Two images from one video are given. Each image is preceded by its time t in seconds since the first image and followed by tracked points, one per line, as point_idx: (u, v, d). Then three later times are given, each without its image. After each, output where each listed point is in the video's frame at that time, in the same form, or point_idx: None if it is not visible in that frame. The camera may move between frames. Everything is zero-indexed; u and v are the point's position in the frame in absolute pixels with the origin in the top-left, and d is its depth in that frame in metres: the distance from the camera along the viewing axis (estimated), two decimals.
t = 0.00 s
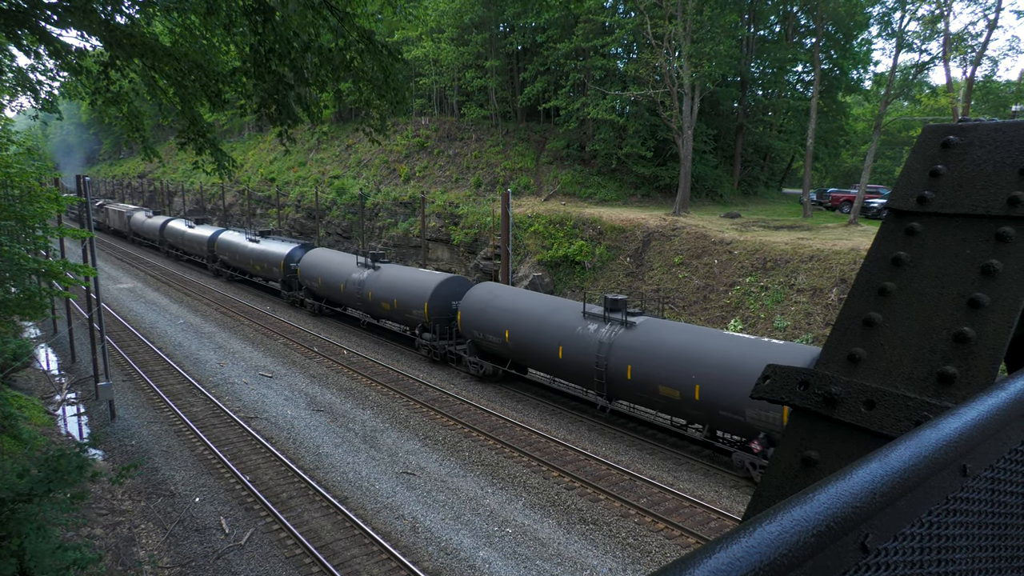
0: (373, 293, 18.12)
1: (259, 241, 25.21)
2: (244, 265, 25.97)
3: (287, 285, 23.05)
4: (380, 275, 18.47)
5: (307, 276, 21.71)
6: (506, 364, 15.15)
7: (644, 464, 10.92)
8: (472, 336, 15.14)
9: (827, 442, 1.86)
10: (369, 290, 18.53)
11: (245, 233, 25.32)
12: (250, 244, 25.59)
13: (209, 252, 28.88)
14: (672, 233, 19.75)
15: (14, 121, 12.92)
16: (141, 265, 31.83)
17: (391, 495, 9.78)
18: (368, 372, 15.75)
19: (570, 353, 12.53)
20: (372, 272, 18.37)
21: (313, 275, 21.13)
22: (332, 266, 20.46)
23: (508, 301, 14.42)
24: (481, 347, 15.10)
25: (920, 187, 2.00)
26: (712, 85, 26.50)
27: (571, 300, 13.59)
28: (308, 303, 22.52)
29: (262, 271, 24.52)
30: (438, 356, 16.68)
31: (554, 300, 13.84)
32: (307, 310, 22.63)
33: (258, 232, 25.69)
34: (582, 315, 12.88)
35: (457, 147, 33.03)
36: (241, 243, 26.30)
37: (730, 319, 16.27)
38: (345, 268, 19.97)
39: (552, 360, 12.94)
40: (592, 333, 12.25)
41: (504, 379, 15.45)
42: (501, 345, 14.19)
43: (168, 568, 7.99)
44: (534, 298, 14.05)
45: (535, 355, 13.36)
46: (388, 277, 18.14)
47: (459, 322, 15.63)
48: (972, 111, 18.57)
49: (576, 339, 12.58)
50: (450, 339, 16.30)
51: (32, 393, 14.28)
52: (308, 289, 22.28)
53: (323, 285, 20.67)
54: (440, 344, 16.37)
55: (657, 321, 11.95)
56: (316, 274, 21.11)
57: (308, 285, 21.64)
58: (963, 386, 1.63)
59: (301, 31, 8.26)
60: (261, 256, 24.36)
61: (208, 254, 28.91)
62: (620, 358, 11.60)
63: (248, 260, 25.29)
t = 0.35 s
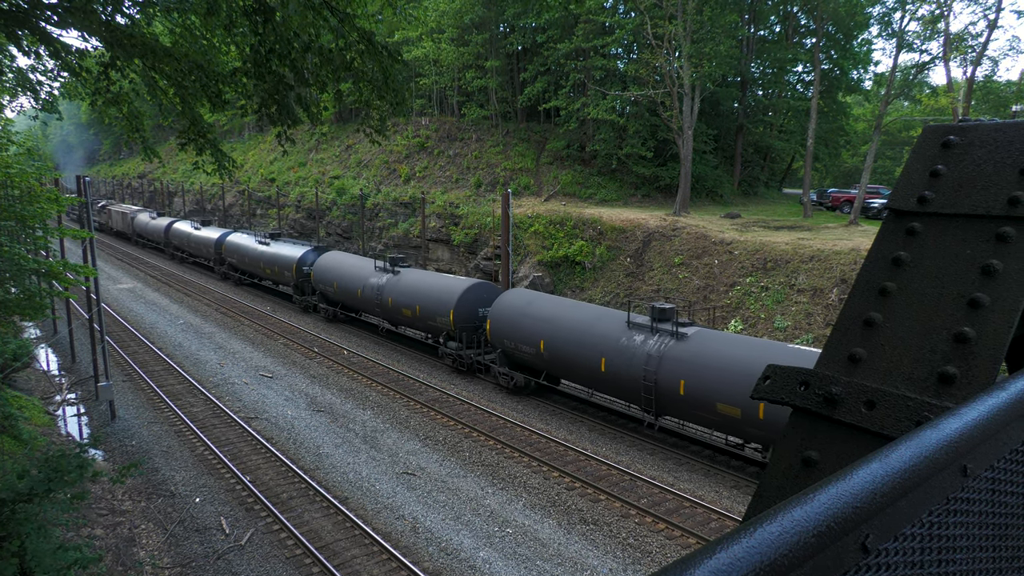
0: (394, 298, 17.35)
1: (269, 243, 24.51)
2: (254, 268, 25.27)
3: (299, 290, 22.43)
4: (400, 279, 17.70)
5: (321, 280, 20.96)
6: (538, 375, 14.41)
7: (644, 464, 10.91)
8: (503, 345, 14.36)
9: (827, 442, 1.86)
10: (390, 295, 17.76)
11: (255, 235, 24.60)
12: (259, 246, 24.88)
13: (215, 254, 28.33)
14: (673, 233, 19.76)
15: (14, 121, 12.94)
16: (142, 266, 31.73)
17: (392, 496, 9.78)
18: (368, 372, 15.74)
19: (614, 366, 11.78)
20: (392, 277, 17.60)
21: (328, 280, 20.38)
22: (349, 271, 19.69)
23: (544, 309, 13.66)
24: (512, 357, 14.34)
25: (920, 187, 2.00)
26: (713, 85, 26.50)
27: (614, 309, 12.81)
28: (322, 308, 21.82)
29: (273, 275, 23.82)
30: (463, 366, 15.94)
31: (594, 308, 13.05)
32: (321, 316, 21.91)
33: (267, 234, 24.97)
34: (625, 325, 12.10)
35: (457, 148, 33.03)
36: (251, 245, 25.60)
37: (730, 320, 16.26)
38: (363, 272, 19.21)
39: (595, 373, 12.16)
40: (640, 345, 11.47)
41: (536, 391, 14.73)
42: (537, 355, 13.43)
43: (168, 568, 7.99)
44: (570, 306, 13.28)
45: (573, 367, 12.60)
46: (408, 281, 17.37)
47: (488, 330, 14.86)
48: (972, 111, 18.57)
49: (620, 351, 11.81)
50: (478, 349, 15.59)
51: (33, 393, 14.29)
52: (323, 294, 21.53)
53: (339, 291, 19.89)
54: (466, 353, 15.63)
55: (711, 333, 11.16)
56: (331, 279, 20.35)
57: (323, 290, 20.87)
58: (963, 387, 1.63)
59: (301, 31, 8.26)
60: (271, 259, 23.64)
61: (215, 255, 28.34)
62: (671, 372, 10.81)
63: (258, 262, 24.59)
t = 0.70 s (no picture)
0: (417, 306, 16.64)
1: (280, 246, 23.88)
2: (265, 272, 24.63)
3: (314, 294, 21.85)
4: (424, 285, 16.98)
5: (338, 285, 20.24)
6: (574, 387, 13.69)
7: (645, 465, 10.90)
8: (540, 356, 13.61)
9: (827, 442, 1.86)
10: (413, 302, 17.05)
11: (266, 238, 23.93)
12: (271, 249, 24.24)
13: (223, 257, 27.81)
14: (673, 234, 19.76)
15: (15, 122, 12.97)
16: (144, 266, 31.76)
17: (392, 496, 9.78)
18: (369, 373, 15.72)
19: (665, 380, 11.02)
20: (416, 283, 16.88)
21: (346, 285, 19.66)
22: (369, 277, 18.96)
23: (585, 318, 12.89)
24: (550, 369, 13.58)
25: (921, 188, 2.00)
26: (713, 86, 26.49)
27: (662, 319, 12.05)
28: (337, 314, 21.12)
29: (285, 279, 23.18)
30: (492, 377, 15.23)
31: (641, 319, 12.28)
32: (336, 321, 21.29)
33: (279, 237, 24.33)
34: (676, 338, 11.34)
35: (458, 148, 33.06)
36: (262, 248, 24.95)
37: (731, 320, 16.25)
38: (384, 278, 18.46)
39: (643, 388, 11.40)
40: (695, 359, 10.70)
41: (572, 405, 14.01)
42: (577, 369, 12.71)
43: (169, 569, 7.99)
44: (612, 315, 12.55)
45: (618, 381, 11.87)
46: (433, 288, 16.64)
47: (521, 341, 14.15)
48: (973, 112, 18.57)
49: (672, 364, 11.04)
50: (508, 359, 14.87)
51: (33, 393, 14.30)
52: (338, 299, 20.84)
53: (358, 296, 19.15)
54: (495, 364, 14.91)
55: (774, 346, 10.34)
56: (350, 284, 19.64)
57: (340, 295, 20.18)
58: (964, 387, 1.63)
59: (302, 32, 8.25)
60: (284, 262, 22.99)
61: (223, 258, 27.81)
62: (731, 389, 10.02)
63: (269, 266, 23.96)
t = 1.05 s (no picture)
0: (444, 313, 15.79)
1: (294, 249, 23.05)
2: (279, 276, 23.81)
3: (331, 299, 20.96)
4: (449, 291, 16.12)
5: (356, 290, 19.30)
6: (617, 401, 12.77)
7: (647, 466, 10.89)
8: (580, 370, 12.74)
9: (831, 443, 1.86)
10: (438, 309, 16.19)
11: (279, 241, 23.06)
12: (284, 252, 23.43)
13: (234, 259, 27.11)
14: (675, 235, 19.77)
15: (18, 122, 13.03)
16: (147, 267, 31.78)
17: (394, 497, 9.79)
18: (371, 374, 15.71)
19: (725, 398, 10.15)
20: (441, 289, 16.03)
21: (365, 291, 18.74)
22: (389, 282, 18.05)
23: (631, 329, 12.01)
24: (590, 383, 12.70)
25: (923, 189, 2.00)
26: (716, 87, 26.48)
27: (716, 331, 11.17)
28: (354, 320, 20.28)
29: (299, 283, 22.33)
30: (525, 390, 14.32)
31: (693, 330, 11.39)
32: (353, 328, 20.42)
33: (293, 240, 23.51)
34: (736, 352, 10.45)
35: (460, 149, 33.08)
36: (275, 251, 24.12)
37: (734, 321, 16.23)
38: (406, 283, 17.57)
39: (699, 406, 10.54)
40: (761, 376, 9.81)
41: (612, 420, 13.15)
42: (624, 384, 11.80)
43: (171, 569, 8.01)
44: (659, 326, 11.69)
45: (671, 398, 11.00)
46: (459, 295, 15.78)
47: (559, 353, 13.20)
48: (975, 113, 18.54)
49: (733, 381, 10.16)
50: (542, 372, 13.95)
51: (36, 393, 14.34)
52: (356, 305, 19.94)
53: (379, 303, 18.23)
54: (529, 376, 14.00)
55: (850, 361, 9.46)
56: (369, 290, 18.73)
57: (358, 301, 19.27)
58: (968, 388, 1.63)
59: (304, 33, 8.26)
60: (299, 266, 22.16)
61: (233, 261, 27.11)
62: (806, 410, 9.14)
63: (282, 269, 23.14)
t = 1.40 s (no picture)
0: (478, 323, 14.88)
1: (315, 253, 22.33)
2: (299, 281, 23.10)
3: (354, 306, 20.28)
4: (484, 300, 15.21)
5: (383, 296, 18.43)
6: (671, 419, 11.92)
7: (654, 469, 10.85)
8: (630, 386, 11.81)
9: (842, 447, 1.85)
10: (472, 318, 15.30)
11: (299, 245, 22.53)
12: (305, 257, 22.71)
13: (252, 264, 26.57)
14: (683, 236, 19.70)
15: (31, 125, 13.20)
16: (158, 269, 32.04)
17: (402, 498, 9.82)
18: (379, 376, 15.76)
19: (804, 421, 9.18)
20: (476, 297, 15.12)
21: (393, 297, 17.86)
22: (419, 289, 17.15)
23: (689, 343, 11.02)
24: (642, 400, 11.78)
25: (934, 191, 1.98)
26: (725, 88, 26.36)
27: (787, 345, 10.19)
28: (379, 328, 19.54)
29: (321, 289, 21.60)
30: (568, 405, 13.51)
31: (759, 344, 10.41)
32: (378, 335, 19.70)
33: (314, 244, 22.78)
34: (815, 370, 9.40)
35: (468, 151, 33.13)
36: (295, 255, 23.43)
37: (742, 324, 16.16)
38: (438, 290, 16.66)
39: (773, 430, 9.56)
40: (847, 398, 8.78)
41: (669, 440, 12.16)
42: (682, 404, 10.89)
43: (180, 569, 8.07)
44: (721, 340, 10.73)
45: (738, 419, 10.05)
46: (496, 303, 14.85)
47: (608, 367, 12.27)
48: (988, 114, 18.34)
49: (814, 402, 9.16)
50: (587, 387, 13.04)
51: (48, 394, 14.51)
52: (382, 312, 19.11)
53: (408, 310, 17.35)
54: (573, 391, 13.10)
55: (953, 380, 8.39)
56: (396, 296, 17.85)
57: (385, 308, 18.40)
58: (979, 392, 1.62)
59: (313, 35, 8.33)
60: (320, 271, 21.41)
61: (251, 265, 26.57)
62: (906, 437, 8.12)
63: (303, 274, 22.44)
